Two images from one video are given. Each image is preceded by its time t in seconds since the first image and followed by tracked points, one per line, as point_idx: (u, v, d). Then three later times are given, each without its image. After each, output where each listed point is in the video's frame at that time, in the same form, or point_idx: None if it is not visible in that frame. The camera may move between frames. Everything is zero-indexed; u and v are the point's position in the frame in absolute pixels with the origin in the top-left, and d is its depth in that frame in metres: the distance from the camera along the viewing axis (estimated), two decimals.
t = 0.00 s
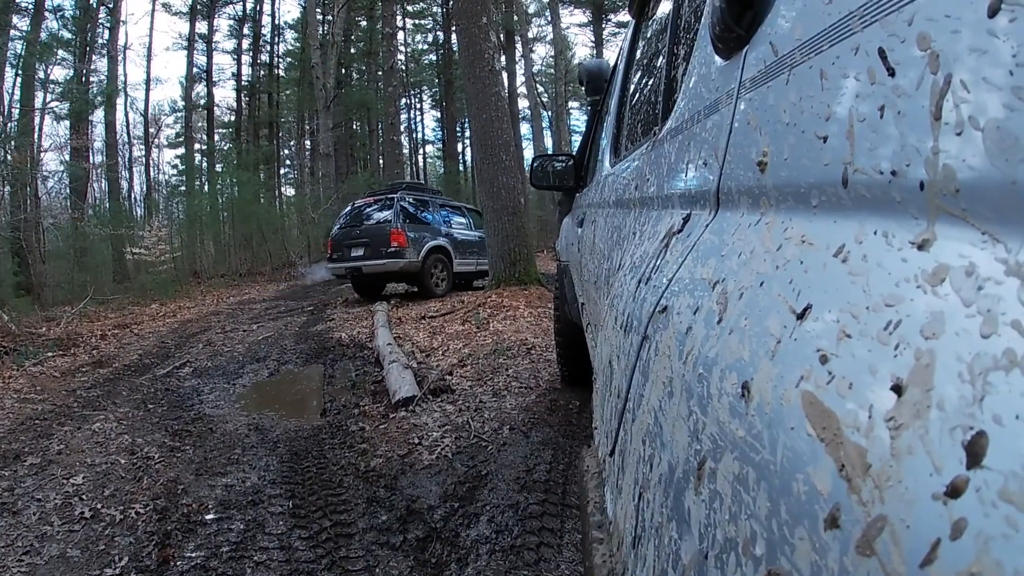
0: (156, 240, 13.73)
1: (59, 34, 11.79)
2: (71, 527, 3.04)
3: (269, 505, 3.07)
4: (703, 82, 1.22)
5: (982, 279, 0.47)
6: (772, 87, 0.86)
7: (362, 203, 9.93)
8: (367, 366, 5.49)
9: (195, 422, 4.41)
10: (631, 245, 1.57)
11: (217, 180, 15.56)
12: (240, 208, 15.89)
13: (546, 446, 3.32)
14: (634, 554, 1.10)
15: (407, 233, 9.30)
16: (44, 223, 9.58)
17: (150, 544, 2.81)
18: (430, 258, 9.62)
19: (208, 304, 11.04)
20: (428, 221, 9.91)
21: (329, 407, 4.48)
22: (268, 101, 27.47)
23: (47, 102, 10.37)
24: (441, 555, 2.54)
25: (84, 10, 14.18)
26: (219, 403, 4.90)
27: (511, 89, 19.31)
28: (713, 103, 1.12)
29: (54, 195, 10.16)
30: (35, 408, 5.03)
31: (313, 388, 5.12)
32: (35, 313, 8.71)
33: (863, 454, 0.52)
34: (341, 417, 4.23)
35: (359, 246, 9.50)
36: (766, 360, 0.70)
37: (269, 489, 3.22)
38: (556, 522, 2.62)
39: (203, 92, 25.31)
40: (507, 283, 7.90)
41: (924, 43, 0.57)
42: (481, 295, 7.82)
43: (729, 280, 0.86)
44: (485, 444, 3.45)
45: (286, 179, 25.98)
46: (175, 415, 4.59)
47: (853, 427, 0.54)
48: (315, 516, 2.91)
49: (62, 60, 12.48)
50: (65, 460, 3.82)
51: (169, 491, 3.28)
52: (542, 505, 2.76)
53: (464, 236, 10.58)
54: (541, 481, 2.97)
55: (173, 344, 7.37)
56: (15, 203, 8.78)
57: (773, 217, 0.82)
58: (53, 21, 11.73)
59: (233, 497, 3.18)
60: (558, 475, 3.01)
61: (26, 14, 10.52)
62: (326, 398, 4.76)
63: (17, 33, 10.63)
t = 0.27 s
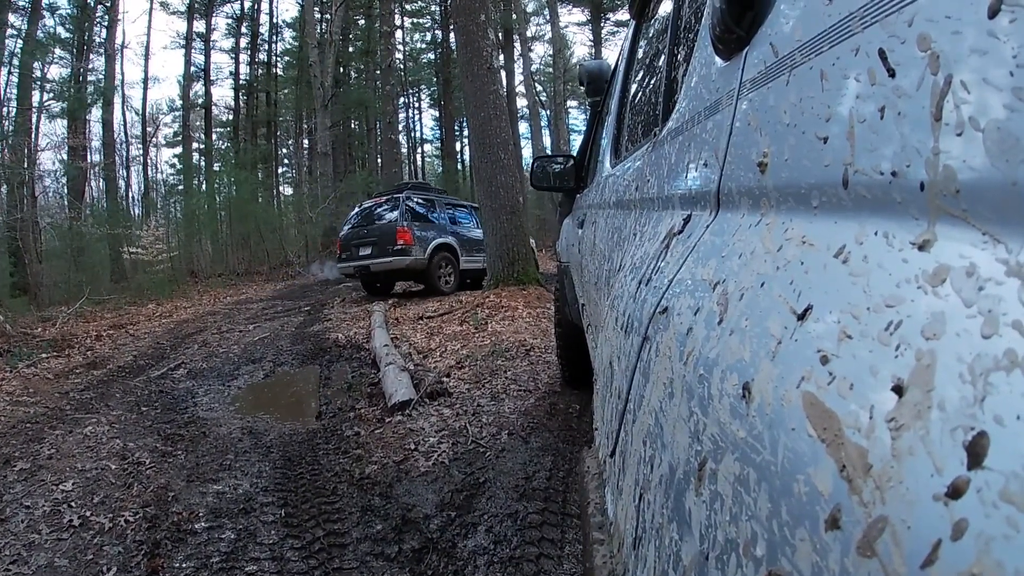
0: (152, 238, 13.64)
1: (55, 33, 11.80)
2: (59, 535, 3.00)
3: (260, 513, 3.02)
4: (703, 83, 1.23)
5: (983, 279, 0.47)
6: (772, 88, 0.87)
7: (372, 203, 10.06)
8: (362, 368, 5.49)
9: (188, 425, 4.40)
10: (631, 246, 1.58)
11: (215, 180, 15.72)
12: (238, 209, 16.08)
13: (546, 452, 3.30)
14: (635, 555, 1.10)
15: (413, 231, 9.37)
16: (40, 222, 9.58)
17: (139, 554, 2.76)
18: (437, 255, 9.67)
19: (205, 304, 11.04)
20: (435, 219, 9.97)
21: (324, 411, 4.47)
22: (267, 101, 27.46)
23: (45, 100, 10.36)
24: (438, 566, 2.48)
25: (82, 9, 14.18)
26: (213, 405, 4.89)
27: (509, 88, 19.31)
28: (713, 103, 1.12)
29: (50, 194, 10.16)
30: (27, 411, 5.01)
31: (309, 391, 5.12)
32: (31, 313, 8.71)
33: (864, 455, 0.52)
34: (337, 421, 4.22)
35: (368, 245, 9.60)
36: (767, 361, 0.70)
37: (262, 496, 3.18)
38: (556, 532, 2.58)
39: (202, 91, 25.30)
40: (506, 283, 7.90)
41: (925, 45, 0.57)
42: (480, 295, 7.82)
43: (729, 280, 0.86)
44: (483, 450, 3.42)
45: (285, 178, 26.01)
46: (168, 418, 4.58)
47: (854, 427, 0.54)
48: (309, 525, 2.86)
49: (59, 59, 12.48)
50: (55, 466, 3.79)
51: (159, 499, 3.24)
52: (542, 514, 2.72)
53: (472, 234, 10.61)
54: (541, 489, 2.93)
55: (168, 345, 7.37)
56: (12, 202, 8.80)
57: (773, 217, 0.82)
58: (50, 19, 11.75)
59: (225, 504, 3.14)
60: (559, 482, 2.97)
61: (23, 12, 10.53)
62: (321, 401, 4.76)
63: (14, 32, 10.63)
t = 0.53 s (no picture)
0: (149, 239, 13.81)
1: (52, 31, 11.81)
2: (49, 541, 2.98)
3: (253, 520, 2.98)
4: (703, 83, 1.23)
5: (984, 278, 0.47)
6: (772, 88, 0.87)
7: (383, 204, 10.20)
8: (360, 368, 5.48)
9: (182, 428, 4.39)
10: (631, 246, 1.58)
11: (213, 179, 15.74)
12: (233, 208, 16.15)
13: (546, 457, 3.28)
14: (635, 555, 1.10)
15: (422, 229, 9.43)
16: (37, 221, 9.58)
17: (129, 562, 2.73)
18: (447, 253, 9.70)
19: (202, 303, 11.05)
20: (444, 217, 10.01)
21: (320, 413, 4.47)
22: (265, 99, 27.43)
23: (41, 99, 10.38)
24: None
25: (80, 8, 14.18)
26: (208, 407, 4.89)
27: (508, 87, 19.28)
28: (713, 104, 1.12)
29: (48, 192, 10.16)
30: (20, 413, 5.00)
31: (305, 392, 5.11)
32: (27, 313, 8.73)
33: (865, 455, 0.52)
34: (332, 423, 4.22)
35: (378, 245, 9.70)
36: (767, 361, 0.70)
37: (254, 502, 3.14)
38: (556, 540, 2.52)
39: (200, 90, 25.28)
40: (505, 282, 7.89)
41: (924, 44, 0.57)
42: (477, 294, 7.81)
43: (729, 281, 0.86)
44: (481, 455, 3.40)
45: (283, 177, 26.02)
46: (162, 421, 4.58)
47: (853, 427, 0.54)
48: (302, 532, 2.82)
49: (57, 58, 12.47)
50: (47, 470, 3.79)
51: (150, 504, 3.22)
52: (541, 522, 2.67)
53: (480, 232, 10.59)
54: (540, 495, 2.88)
55: (163, 345, 7.36)
56: (8, 201, 8.82)
57: (773, 217, 0.82)
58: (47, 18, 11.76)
59: (217, 511, 3.11)
60: (559, 489, 2.92)
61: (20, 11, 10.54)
62: (317, 402, 4.76)
63: (10, 31, 10.63)
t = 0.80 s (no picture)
0: (146, 238, 13.77)
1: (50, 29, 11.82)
2: (41, 546, 2.97)
3: (248, 524, 2.98)
4: (703, 82, 1.23)
5: (984, 279, 0.47)
6: (772, 87, 0.87)
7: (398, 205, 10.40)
8: (358, 369, 5.49)
9: (177, 429, 4.39)
10: (631, 246, 1.58)
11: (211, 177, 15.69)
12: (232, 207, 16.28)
13: (545, 460, 3.27)
14: (635, 554, 1.11)
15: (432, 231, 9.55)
16: (35, 219, 9.57)
17: (121, 567, 2.73)
18: (457, 253, 9.79)
19: (199, 302, 11.04)
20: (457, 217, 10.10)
21: (317, 414, 4.48)
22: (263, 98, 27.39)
23: (39, 97, 10.38)
24: None
25: (77, 6, 14.15)
26: (203, 408, 4.88)
27: (506, 86, 19.24)
28: (713, 104, 1.12)
29: (46, 191, 10.15)
30: (14, 413, 5.01)
31: (301, 393, 5.11)
32: (24, 313, 8.74)
33: (864, 454, 0.52)
34: (329, 425, 4.22)
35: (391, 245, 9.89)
36: (767, 361, 0.70)
37: (249, 506, 3.14)
38: (556, 546, 2.50)
39: (198, 89, 25.24)
40: (503, 282, 7.89)
41: (925, 44, 0.57)
42: (476, 294, 7.80)
43: (729, 281, 0.86)
44: (480, 458, 3.39)
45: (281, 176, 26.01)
46: (157, 421, 4.59)
47: (853, 427, 0.54)
48: (297, 537, 2.81)
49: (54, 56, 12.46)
50: (40, 472, 3.79)
51: (144, 508, 3.22)
52: (540, 527, 2.65)
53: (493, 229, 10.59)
54: (540, 499, 2.87)
55: (160, 345, 7.36)
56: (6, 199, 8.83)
57: (773, 217, 0.82)
58: (45, 16, 11.76)
59: (211, 515, 3.11)
60: (558, 493, 2.92)
61: (18, 9, 10.53)
62: (315, 403, 4.77)
63: (8, 29, 10.62)
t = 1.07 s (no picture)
0: (145, 237, 13.55)
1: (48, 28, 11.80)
2: (37, 548, 2.97)
3: (244, 527, 2.97)
4: (703, 82, 1.22)
5: (983, 279, 0.47)
6: (772, 88, 0.87)
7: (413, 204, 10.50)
8: (355, 369, 5.49)
9: (174, 430, 4.39)
10: (631, 245, 1.58)
11: (209, 176, 15.88)
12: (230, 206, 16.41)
13: (544, 461, 3.27)
14: (634, 554, 1.10)
15: (443, 231, 9.62)
16: (33, 218, 9.56)
17: (118, 570, 2.73)
18: (469, 252, 9.85)
19: (197, 301, 11.03)
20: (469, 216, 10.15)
21: (315, 414, 4.48)
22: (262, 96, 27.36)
23: (37, 96, 10.37)
24: None
25: (75, 5, 14.13)
26: (201, 408, 4.88)
27: (505, 84, 19.21)
28: (713, 103, 1.12)
29: (44, 190, 10.14)
30: (11, 414, 5.01)
31: (299, 393, 5.11)
32: (21, 312, 8.73)
33: (863, 454, 0.52)
34: (327, 425, 4.22)
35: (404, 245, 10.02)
36: (767, 361, 0.70)
37: (246, 508, 3.14)
38: (555, 548, 2.50)
39: (197, 88, 25.22)
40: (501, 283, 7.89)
41: (925, 43, 0.57)
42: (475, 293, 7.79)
43: (729, 280, 0.86)
44: (478, 459, 3.39)
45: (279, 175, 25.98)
46: (155, 422, 4.59)
47: (853, 427, 0.54)
48: (294, 540, 2.81)
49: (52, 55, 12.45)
50: (36, 473, 3.80)
51: (140, 510, 3.22)
52: (540, 529, 2.65)
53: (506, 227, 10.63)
54: (539, 501, 2.87)
55: (158, 344, 7.35)
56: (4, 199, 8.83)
57: (773, 217, 0.82)
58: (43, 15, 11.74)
59: (208, 517, 3.11)
60: (557, 494, 2.91)
61: (16, 8, 10.52)
62: (312, 404, 4.77)
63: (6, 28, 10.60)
